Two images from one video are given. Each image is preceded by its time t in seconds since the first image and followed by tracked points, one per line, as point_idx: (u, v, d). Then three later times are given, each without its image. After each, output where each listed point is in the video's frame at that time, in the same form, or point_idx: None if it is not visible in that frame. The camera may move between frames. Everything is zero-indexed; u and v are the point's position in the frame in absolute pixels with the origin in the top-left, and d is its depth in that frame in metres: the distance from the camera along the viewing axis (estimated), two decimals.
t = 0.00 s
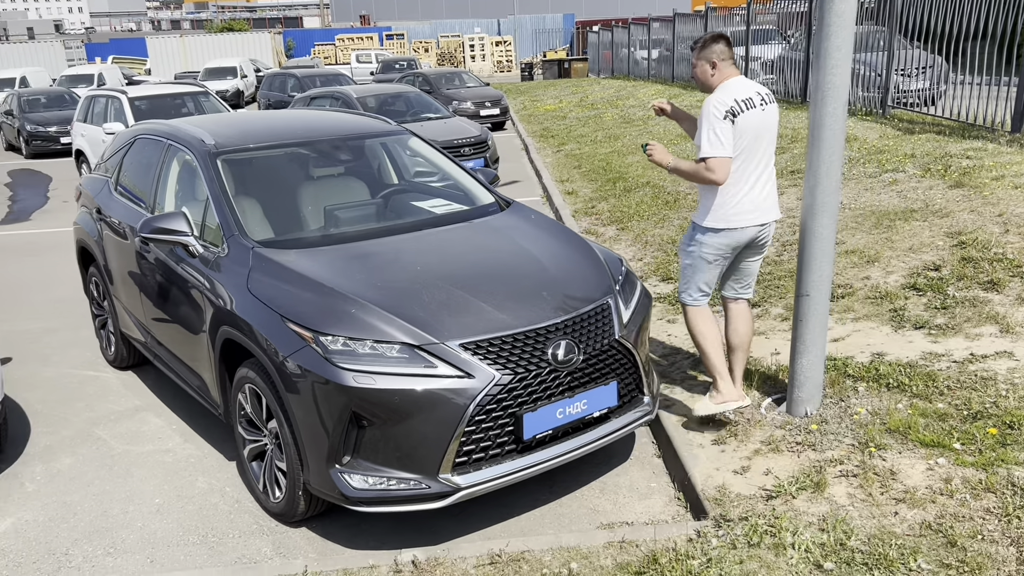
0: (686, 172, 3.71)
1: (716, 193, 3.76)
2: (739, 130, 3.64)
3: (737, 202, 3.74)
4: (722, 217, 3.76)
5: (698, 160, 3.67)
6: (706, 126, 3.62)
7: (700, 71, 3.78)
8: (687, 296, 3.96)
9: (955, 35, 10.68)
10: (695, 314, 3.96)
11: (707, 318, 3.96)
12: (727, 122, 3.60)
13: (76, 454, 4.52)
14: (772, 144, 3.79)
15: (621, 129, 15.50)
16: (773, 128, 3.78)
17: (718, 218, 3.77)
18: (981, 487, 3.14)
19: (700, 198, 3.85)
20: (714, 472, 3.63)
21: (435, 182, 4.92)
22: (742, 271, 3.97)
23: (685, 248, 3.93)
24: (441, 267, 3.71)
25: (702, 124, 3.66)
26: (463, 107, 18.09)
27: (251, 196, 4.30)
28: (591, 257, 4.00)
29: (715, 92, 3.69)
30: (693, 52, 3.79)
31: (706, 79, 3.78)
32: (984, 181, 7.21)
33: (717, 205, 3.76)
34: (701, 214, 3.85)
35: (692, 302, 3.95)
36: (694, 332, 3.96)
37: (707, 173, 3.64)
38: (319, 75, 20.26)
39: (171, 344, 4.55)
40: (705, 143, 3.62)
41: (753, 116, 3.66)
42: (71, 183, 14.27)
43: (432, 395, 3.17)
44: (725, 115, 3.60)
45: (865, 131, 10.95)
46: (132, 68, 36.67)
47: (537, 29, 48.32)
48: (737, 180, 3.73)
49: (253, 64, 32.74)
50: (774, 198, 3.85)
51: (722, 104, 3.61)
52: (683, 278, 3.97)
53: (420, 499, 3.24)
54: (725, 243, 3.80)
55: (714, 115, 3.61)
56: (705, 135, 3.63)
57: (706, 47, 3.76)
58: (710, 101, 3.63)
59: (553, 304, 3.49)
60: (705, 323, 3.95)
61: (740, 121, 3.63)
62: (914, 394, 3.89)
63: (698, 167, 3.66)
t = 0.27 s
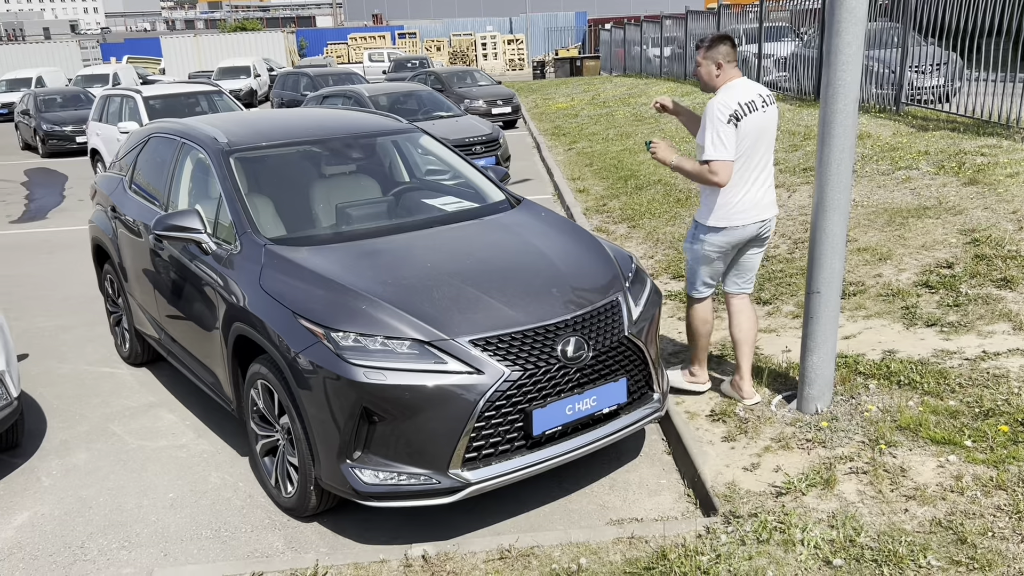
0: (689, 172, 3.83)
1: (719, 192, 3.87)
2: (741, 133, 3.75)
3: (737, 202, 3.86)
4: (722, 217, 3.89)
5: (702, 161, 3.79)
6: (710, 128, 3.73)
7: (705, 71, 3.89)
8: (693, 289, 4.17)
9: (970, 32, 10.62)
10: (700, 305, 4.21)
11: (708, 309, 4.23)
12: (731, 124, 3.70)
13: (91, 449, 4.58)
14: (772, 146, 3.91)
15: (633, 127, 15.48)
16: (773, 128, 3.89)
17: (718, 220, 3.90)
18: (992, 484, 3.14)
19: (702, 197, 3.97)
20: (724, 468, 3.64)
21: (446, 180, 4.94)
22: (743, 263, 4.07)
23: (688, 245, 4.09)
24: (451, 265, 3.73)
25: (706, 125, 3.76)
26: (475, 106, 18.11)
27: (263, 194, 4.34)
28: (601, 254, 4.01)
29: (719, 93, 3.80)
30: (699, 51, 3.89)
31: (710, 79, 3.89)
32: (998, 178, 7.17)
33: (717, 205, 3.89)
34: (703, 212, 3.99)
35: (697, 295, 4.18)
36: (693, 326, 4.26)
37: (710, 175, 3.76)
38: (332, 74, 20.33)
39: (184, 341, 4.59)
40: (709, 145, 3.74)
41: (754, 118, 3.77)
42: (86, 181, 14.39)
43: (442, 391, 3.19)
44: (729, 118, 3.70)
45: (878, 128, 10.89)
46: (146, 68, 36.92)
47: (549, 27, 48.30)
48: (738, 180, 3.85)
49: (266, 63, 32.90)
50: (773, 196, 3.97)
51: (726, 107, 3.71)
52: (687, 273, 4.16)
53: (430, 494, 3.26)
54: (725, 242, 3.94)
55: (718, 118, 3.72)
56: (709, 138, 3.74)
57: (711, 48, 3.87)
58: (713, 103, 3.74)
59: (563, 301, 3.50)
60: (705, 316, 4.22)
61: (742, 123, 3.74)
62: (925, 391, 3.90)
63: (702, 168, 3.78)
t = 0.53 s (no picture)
0: (690, 182, 3.90)
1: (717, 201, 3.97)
2: (741, 145, 3.86)
3: (735, 208, 3.98)
4: (720, 222, 3.99)
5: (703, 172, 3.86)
6: (713, 141, 3.81)
7: (702, 81, 3.97)
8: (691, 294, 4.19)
9: (983, 30, 10.55)
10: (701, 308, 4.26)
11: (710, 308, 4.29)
12: (733, 138, 3.80)
13: (105, 447, 4.61)
14: (763, 155, 4.05)
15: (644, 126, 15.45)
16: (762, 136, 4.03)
17: (719, 225, 3.99)
18: (1004, 484, 3.13)
19: (698, 204, 4.06)
20: (735, 467, 3.63)
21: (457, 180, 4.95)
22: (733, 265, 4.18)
23: (684, 249, 4.14)
24: (461, 264, 3.74)
25: (707, 136, 3.84)
26: (485, 105, 18.13)
27: (275, 193, 4.36)
28: (611, 253, 4.02)
29: (719, 105, 3.89)
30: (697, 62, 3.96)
31: (707, 87, 3.98)
32: (1012, 177, 7.13)
33: (715, 212, 3.99)
34: (700, 217, 4.06)
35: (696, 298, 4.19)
36: (698, 324, 4.29)
37: (714, 187, 3.84)
38: (343, 74, 20.38)
39: (197, 339, 4.62)
40: (712, 158, 3.81)
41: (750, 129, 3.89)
42: (99, 181, 14.48)
43: (452, 389, 3.20)
44: (731, 132, 3.80)
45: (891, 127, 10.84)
46: (159, 68, 37.17)
47: (560, 27, 48.27)
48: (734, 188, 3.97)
49: (278, 64, 33.02)
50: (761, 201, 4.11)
51: (729, 120, 3.80)
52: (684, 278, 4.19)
53: (440, 492, 3.28)
54: (724, 245, 4.03)
55: (721, 130, 3.80)
56: (712, 150, 3.81)
57: (709, 59, 3.94)
58: (715, 116, 3.82)
59: (573, 300, 3.51)
60: (707, 315, 4.29)
61: (742, 136, 3.85)
62: (937, 391, 3.89)
63: (704, 179, 3.86)
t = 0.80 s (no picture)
0: (696, 174, 4.05)
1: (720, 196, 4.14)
2: (745, 141, 4.07)
3: (735, 204, 4.17)
4: (723, 218, 4.17)
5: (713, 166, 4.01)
6: (724, 136, 3.97)
7: (708, 77, 4.12)
8: (698, 292, 4.30)
9: (995, 29, 10.50)
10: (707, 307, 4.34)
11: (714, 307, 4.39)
12: (742, 135, 4.00)
13: (116, 446, 4.63)
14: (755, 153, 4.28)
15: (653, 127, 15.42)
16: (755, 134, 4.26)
17: (723, 219, 4.17)
18: (1017, 485, 3.12)
19: (700, 199, 4.20)
20: (745, 468, 3.62)
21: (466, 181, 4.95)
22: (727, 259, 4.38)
23: (690, 248, 4.26)
24: (471, 264, 3.75)
25: (718, 131, 4.00)
26: (494, 107, 18.15)
27: (286, 194, 4.38)
28: (620, 253, 4.01)
29: (724, 102, 4.07)
30: (704, 57, 4.12)
31: (710, 84, 4.14)
32: None
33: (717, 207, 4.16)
34: (703, 214, 4.20)
35: (704, 296, 4.30)
36: (704, 324, 4.37)
37: (720, 180, 4.01)
38: (352, 76, 20.43)
39: (207, 340, 4.63)
40: (722, 153, 3.98)
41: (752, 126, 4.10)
42: (110, 183, 14.55)
43: (461, 390, 3.21)
44: (741, 128, 4.00)
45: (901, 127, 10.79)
46: (169, 70, 37.33)
47: (568, 28, 48.26)
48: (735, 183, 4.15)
49: (287, 65, 33.13)
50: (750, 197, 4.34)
51: (737, 117, 4.00)
52: (690, 278, 4.30)
53: (450, 492, 3.28)
54: (728, 240, 4.21)
55: (732, 126, 3.98)
56: (720, 144, 3.99)
57: (715, 57, 4.11)
58: (725, 112, 4.01)
59: (583, 300, 3.51)
60: (713, 315, 4.36)
61: (746, 133, 4.06)
62: (949, 391, 3.87)
63: (714, 173, 4.01)
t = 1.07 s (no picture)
0: (715, 172, 4.12)
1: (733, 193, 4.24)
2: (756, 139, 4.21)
3: (745, 200, 4.28)
4: (736, 214, 4.28)
5: (732, 163, 4.11)
6: (742, 133, 4.09)
7: (713, 78, 4.19)
8: (711, 290, 4.35)
9: (1004, 29, 10.44)
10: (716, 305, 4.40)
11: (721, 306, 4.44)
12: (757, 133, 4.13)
13: (126, 447, 4.65)
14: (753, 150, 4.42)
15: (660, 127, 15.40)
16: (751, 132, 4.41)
17: (736, 217, 4.27)
18: None
19: (712, 197, 4.27)
20: (755, 470, 3.61)
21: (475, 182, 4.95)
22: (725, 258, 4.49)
23: (707, 245, 4.29)
24: (480, 265, 3.75)
25: (735, 129, 4.11)
26: (501, 108, 18.15)
27: (295, 196, 4.39)
28: (629, 254, 4.01)
29: (735, 101, 4.18)
30: (713, 58, 4.17)
31: (716, 85, 4.20)
32: None
33: (730, 204, 4.26)
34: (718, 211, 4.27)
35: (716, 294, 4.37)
36: (711, 324, 4.40)
37: (738, 176, 4.11)
38: (359, 77, 20.45)
39: (217, 341, 4.64)
40: (741, 150, 4.09)
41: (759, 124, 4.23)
42: (119, 185, 14.60)
43: (471, 391, 3.21)
44: (755, 126, 4.13)
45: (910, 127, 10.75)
46: (177, 72, 37.45)
47: (575, 29, 48.22)
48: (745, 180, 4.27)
49: (295, 67, 33.19)
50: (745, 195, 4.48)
51: (751, 115, 4.12)
52: (704, 276, 4.33)
53: (460, 493, 3.28)
54: (739, 238, 4.34)
55: (748, 124, 4.10)
56: (737, 141, 4.09)
57: (721, 58, 4.19)
58: (739, 111, 4.11)
59: (592, 302, 3.50)
60: (721, 317, 4.41)
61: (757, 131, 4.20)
62: (960, 393, 3.86)
63: (734, 170, 4.10)
